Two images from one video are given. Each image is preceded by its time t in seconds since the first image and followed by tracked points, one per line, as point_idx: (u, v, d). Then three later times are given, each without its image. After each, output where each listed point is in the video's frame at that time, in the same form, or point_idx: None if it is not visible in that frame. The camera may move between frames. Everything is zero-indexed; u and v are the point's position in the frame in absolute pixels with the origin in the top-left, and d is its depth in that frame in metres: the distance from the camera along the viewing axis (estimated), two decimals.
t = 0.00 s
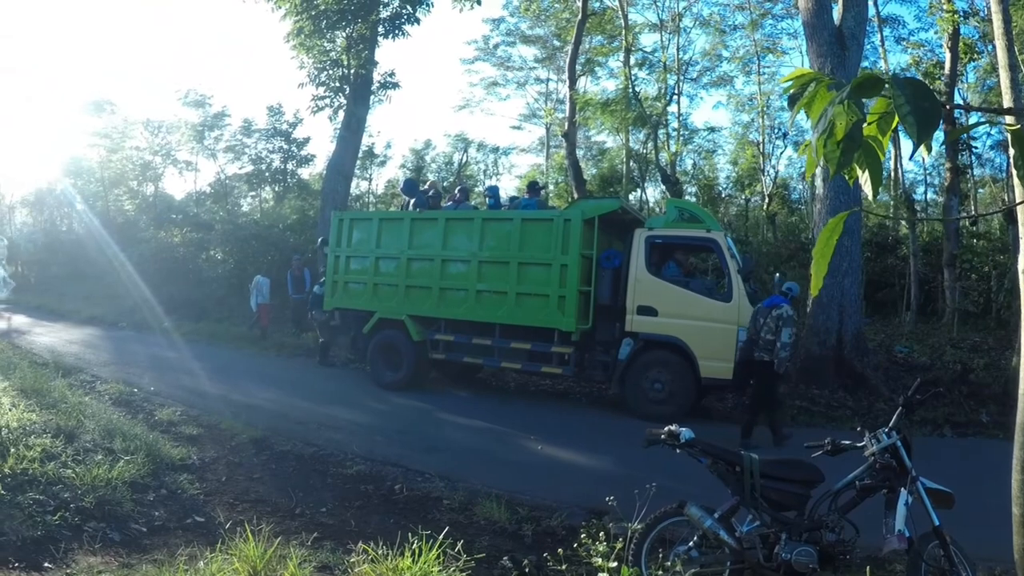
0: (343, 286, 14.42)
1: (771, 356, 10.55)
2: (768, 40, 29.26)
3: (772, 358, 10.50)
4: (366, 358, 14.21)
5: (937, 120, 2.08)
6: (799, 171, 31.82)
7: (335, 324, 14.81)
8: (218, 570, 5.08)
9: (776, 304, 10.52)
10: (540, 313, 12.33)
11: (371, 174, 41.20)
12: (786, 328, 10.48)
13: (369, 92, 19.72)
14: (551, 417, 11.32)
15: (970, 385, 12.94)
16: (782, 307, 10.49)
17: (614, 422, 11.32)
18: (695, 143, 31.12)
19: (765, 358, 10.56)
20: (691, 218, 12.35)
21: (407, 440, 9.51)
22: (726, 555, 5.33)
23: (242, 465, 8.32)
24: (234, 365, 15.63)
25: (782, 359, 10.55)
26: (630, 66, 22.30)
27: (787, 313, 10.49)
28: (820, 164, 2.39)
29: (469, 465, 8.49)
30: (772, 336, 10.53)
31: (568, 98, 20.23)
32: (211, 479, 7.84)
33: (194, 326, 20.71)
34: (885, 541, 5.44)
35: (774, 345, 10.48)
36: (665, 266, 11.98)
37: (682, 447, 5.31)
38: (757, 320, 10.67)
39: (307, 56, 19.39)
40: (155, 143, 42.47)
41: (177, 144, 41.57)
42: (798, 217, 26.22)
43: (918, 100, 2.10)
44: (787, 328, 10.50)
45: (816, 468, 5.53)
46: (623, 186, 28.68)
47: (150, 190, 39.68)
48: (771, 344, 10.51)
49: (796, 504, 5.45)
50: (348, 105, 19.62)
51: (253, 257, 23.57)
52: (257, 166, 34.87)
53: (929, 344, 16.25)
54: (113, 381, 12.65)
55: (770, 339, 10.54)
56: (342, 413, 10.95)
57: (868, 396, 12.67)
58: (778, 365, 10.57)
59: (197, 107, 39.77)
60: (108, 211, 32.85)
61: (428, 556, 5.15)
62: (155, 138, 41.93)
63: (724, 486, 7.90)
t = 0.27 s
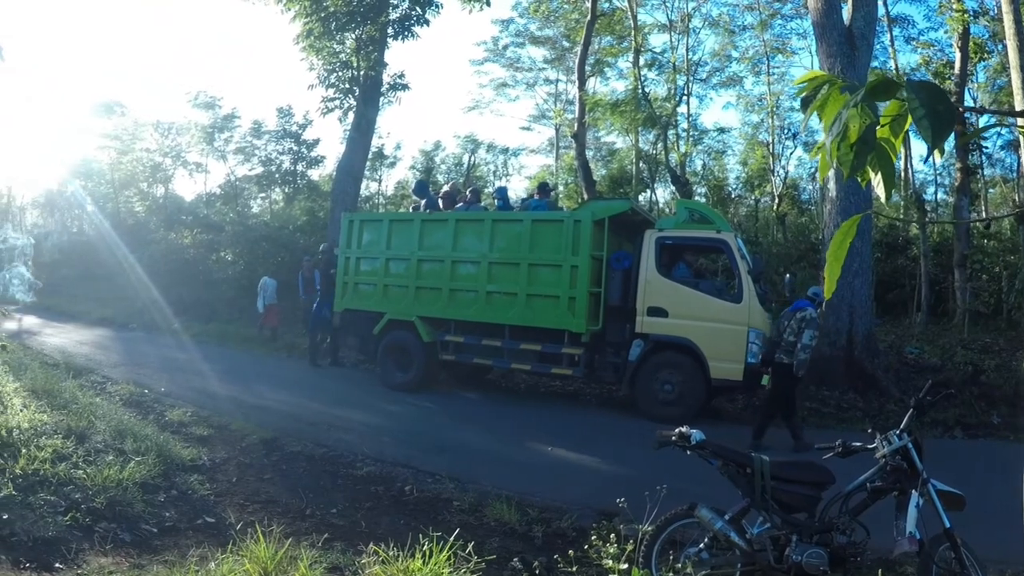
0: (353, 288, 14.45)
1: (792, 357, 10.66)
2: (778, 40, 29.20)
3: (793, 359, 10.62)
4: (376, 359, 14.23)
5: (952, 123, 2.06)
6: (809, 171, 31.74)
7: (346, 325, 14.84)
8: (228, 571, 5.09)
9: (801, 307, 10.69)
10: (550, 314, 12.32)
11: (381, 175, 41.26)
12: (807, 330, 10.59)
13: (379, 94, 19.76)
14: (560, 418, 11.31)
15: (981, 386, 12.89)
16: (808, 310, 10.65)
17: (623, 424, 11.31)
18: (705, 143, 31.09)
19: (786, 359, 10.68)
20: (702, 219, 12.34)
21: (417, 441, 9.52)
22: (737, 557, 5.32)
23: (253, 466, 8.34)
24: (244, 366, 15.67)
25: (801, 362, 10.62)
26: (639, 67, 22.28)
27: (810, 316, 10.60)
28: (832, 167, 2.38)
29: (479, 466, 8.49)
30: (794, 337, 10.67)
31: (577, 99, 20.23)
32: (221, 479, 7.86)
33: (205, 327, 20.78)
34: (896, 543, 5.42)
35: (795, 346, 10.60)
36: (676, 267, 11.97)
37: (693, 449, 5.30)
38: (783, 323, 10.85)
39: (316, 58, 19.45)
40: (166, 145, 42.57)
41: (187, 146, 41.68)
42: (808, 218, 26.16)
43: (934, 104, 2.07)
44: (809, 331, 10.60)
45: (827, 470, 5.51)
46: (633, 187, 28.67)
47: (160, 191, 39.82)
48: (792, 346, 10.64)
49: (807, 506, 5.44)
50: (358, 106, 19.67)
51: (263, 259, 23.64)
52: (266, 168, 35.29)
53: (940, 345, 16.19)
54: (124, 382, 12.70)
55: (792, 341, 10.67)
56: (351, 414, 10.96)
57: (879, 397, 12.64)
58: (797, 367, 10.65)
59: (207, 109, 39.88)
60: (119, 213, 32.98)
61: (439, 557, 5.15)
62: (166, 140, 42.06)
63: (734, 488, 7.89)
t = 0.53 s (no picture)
0: (364, 289, 14.47)
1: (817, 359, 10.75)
2: (788, 40, 29.10)
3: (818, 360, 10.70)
4: (387, 361, 14.26)
5: (971, 130, 2.08)
6: (821, 172, 31.63)
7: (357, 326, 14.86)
8: (239, 572, 5.10)
9: (827, 308, 10.80)
10: (561, 316, 12.31)
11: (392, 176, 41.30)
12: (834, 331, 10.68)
13: (390, 95, 19.73)
14: (572, 420, 11.29)
15: (993, 389, 12.83)
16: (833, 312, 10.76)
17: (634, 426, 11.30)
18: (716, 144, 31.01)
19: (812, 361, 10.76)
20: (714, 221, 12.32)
21: (428, 443, 9.52)
22: (748, 561, 5.31)
23: (264, 467, 8.36)
24: (255, 367, 15.71)
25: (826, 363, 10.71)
26: (650, 68, 22.24)
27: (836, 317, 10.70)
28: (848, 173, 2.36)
29: (490, 468, 8.49)
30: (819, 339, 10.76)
31: (587, 100, 20.21)
32: (233, 480, 7.88)
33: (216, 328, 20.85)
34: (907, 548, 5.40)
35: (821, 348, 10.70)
36: (687, 268, 11.95)
37: (705, 452, 5.29)
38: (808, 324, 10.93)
39: (327, 59, 19.48)
40: (177, 146, 42.70)
41: (199, 147, 41.81)
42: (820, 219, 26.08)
43: (954, 111, 2.08)
44: (836, 333, 10.71)
45: (839, 474, 5.51)
46: (643, 188, 28.63)
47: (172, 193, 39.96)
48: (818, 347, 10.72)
49: (818, 510, 5.45)
50: (368, 108, 19.67)
51: (274, 260, 23.70)
52: (278, 169, 35.37)
53: (952, 347, 16.13)
54: (136, 383, 12.75)
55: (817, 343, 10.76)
56: (362, 415, 10.98)
57: (890, 400, 12.60)
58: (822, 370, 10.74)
59: (218, 110, 39.99)
60: (131, 215, 33.11)
61: (450, 560, 5.15)
62: (177, 142, 42.18)
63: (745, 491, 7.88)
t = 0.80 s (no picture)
0: (378, 290, 14.49)
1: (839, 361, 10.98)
2: (803, 40, 28.99)
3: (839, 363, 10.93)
4: (401, 362, 14.27)
5: (994, 140, 2.08)
6: (835, 172, 31.48)
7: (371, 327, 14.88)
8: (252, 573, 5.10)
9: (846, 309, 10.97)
10: (575, 318, 12.29)
11: (405, 178, 41.34)
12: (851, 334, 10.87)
13: (403, 97, 19.74)
14: (586, 422, 11.28)
15: (1009, 393, 12.75)
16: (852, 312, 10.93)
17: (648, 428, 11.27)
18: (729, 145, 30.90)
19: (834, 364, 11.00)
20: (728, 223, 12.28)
21: (442, 445, 9.53)
22: (762, 565, 5.29)
23: (278, 468, 8.38)
24: (269, 368, 15.76)
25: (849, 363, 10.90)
26: (663, 69, 22.18)
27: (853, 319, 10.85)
28: (867, 180, 2.35)
29: (504, 470, 8.48)
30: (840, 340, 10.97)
31: (601, 101, 20.18)
32: (247, 481, 7.90)
33: (230, 330, 20.91)
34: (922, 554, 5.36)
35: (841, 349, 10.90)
36: (702, 270, 11.92)
37: (719, 456, 5.26)
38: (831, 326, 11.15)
39: (340, 61, 19.53)
40: (191, 148, 42.85)
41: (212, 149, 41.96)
42: (834, 220, 25.96)
43: (976, 120, 2.08)
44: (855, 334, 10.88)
45: (854, 478, 5.45)
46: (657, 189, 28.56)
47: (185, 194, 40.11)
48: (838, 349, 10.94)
49: (833, 515, 5.38)
50: (382, 109, 19.69)
51: (288, 261, 23.75)
52: (292, 171, 35.45)
53: (967, 350, 16.03)
54: (150, 383, 12.80)
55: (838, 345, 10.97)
56: (375, 416, 10.99)
57: (906, 403, 12.58)
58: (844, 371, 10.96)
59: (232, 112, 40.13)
60: (146, 216, 33.26)
61: (464, 563, 5.15)
62: (191, 144, 42.34)
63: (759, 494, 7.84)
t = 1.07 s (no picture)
0: (395, 291, 14.51)
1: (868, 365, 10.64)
2: (819, 38, 28.85)
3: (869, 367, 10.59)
4: (418, 363, 14.29)
5: (1021, 148, 2.04)
6: (852, 171, 31.30)
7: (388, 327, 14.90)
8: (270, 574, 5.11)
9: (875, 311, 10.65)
10: (592, 319, 12.27)
11: (421, 178, 41.39)
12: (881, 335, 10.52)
13: (419, 98, 19.76)
14: (603, 423, 11.25)
15: None
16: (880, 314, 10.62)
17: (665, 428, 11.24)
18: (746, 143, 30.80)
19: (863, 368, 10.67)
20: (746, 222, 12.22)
21: (459, 446, 9.53)
22: (780, 567, 5.26)
23: (295, 469, 8.40)
24: (286, 369, 15.82)
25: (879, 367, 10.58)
26: (679, 68, 22.13)
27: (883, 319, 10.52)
28: (890, 185, 2.33)
29: (521, 471, 8.47)
30: (868, 344, 10.63)
31: (616, 100, 20.15)
32: (265, 482, 7.93)
33: (247, 331, 20.99)
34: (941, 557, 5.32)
35: (870, 352, 10.58)
36: (719, 270, 11.87)
37: (737, 457, 5.24)
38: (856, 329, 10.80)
39: (356, 63, 19.59)
40: (208, 150, 43.05)
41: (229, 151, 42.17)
42: (852, 218, 25.82)
43: (1002, 129, 2.05)
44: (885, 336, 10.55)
45: (873, 481, 5.42)
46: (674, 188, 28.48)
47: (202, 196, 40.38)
48: (867, 353, 10.60)
49: (851, 517, 5.34)
50: (398, 110, 19.69)
51: (305, 262, 23.83)
52: (308, 172, 35.54)
53: (986, 350, 15.89)
54: (169, 384, 12.88)
55: (866, 348, 10.64)
56: (392, 417, 11.01)
57: (924, 403, 12.45)
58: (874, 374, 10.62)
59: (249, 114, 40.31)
60: (163, 218, 33.45)
61: (481, 565, 5.15)
62: (208, 146, 42.53)
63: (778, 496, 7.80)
